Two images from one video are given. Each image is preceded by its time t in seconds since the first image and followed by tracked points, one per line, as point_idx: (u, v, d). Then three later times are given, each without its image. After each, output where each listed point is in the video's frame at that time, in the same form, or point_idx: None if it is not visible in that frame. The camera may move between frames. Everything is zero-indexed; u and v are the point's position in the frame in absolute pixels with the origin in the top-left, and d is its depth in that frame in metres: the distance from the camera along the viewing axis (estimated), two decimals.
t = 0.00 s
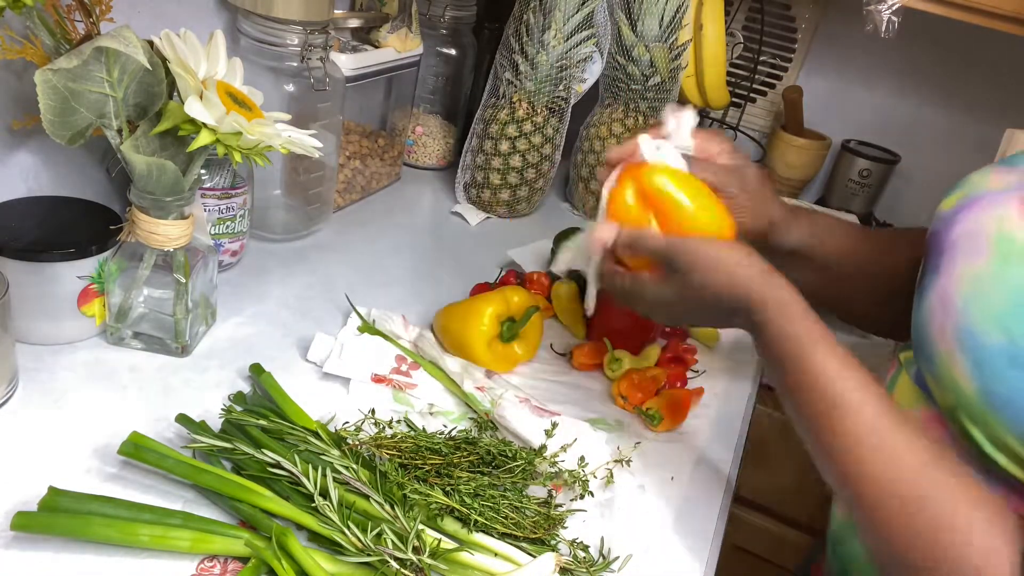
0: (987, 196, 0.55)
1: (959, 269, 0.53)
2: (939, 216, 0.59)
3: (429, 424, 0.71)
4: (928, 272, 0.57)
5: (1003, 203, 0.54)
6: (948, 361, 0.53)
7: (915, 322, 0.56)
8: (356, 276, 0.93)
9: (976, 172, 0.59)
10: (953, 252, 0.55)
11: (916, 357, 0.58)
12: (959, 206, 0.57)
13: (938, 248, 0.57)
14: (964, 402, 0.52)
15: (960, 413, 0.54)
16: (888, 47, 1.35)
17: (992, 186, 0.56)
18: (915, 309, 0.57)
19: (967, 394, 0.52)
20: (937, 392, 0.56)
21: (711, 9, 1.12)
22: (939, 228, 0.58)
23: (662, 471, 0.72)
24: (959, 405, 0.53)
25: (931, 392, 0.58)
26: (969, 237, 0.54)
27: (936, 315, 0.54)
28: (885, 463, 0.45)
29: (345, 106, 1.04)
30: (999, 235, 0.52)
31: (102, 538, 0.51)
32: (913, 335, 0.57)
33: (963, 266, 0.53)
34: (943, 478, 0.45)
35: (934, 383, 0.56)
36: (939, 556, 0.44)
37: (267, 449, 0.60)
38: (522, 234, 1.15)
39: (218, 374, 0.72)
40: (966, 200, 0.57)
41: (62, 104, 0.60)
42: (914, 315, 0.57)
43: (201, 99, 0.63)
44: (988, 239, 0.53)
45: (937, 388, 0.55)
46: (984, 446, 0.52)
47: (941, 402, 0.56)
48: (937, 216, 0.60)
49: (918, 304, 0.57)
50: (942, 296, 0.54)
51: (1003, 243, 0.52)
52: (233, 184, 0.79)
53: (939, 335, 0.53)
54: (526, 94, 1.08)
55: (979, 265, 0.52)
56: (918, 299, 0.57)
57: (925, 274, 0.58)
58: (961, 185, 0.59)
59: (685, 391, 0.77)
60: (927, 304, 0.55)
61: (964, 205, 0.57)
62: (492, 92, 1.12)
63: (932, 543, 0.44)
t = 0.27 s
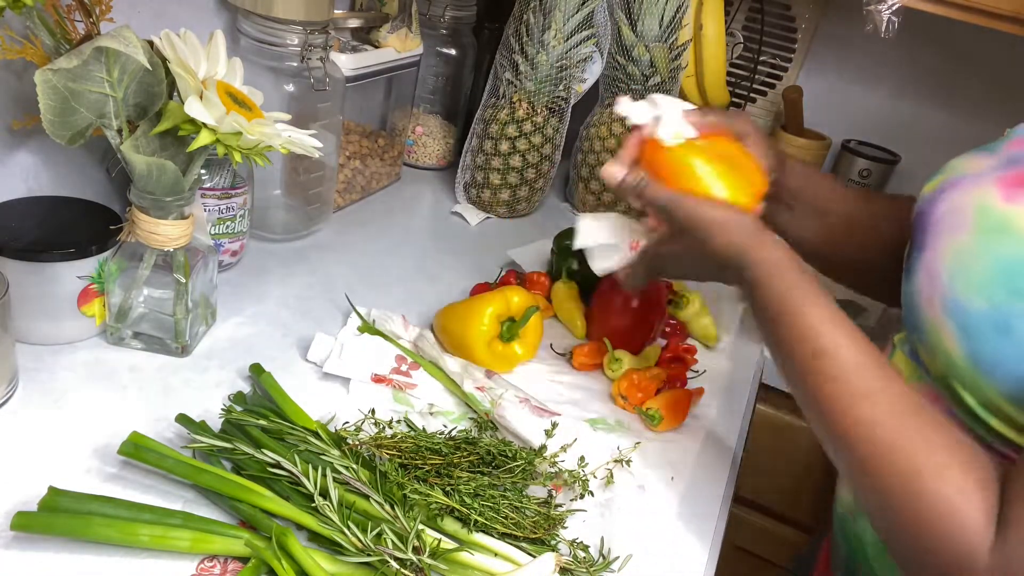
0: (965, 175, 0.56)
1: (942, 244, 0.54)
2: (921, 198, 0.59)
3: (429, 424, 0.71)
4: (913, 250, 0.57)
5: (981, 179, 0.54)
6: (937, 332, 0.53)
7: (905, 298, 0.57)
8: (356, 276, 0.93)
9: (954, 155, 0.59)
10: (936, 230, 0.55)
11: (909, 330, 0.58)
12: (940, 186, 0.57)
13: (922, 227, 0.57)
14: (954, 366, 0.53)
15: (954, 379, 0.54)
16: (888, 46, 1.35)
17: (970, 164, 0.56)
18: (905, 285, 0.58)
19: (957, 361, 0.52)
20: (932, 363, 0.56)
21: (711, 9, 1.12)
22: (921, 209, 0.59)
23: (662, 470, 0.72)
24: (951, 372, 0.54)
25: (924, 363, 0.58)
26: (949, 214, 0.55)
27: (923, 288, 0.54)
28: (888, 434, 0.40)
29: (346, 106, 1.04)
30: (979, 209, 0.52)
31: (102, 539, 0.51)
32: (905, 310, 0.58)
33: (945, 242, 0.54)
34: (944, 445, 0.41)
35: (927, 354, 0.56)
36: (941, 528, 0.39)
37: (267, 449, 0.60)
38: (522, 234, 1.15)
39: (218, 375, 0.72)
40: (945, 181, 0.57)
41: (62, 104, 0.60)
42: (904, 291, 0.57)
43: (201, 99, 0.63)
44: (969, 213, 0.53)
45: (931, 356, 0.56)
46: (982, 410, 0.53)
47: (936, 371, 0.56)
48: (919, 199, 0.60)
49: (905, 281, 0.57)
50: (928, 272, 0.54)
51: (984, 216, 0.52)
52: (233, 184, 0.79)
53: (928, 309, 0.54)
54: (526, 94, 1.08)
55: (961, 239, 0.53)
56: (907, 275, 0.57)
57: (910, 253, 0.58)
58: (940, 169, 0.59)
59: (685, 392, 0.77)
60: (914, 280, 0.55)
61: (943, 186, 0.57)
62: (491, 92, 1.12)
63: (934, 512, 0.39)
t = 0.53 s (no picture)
0: (962, 175, 0.56)
1: (938, 243, 0.54)
2: (919, 198, 0.59)
3: (429, 425, 0.71)
4: (910, 251, 0.57)
5: (978, 179, 0.54)
6: (930, 332, 0.53)
7: (901, 298, 0.57)
8: (356, 276, 0.93)
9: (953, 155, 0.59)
10: (932, 229, 0.55)
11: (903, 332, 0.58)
12: (936, 187, 0.57)
13: (919, 228, 0.57)
14: (948, 367, 0.52)
15: (945, 379, 0.54)
16: (888, 46, 1.35)
17: (967, 165, 0.56)
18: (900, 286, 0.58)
19: (951, 362, 0.52)
20: (925, 365, 0.56)
21: (711, 9, 1.12)
22: (919, 208, 0.59)
23: (663, 470, 0.72)
24: (944, 372, 0.53)
25: (916, 362, 0.58)
26: (945, 214, 0.54)
27: (918, 290, 0.54)
28: (875, 471, 0.43)
29: (346, 106, 1.04)
30: (973, 208, 0.52)
31: (102, 539, 0.51)
32: (900, 311, 0.58)
33: (941, 242, 0.54)
34: (936, 464, 0.42)
35: (920, 355, 0.56)
36: (949, 556, 0.41)
37: (267, 449, 0.60)
38: (522, 234, 1.15)
39: (218, 375, 0.72)
40: (940, 181, 0.57)
41: (62, 104, 0.60)
42: (900, 292, 0.57)
43: (201, 99, 0.63)
44: (965, 212, 0.53)
45: (923, 356, 0.55)
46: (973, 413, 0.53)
47: (927, 371, 0.56)
48: (917, 200, 0.60)
49: (901, 281, 0.57)
50: (922, 272, 0.54)
51: (978, 216, 0.52)
52: (233, 184, 0.79)
53: (921, 308, 0.53)
54: (526, 94, 1.08)
55: (956, 239, 0.52)
56: (902, 276, 0.57)
57: (906, 254, 0.58)
58: (938, 171, 0.60)
59: (686, 392, 0.77)
60: (909, 280, 0.55)
61: (940, 186, 0.57)
62: (491, 92, 1.12)
63: (939, 538, 0.41)
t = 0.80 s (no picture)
0: (965, 195, 0.56)
1: (947, 271, 0.54)
2: (916, 217, 0.59)
3: (429, 425, 0.71)
4: (910, 275, 0.57)
5: (984, 203, 0.54)
6: (942, 366, 0.53)
7: (903, 325, 0.57)
8: (356, 276, 0.93)
9: (948, 172, 0.59)
10: (938, 254, 0.55)
11: (905, 359, 0.59)
12: (936, 208, 0.57)
13: (920, 249, 0.57)
14: (960, 404, 0.53)
15: (952, 413, 0.55)
16: (888, 46, 1.35)
17: (970, 184, 0.56)
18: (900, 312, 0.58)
19: (962, 396, 0.52)
20: (932, 397, 0.56)
21: (711, 9, 1.12)
22: (917, 228, 0.58)
23: (663, 470, 0.72)
24: (955, 408, 0.54)
25: (919, 392, 0.58)
26: (952, 240, 0.54)
27: (925, 319, 0.54)
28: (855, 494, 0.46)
29: (345, 106, 1.04)
30: (985, 236, 0.53)
31: (101, 539, 0.51)
32: (902, 340, 0.58)
33: (950, 270, 0.54)
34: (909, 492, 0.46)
35: (928, 388, 0.56)
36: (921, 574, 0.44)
37: (267, 449, 0.60)
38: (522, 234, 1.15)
39: (218, 375, 0.72)
40: (942, 202, 0.57)
41: (62, 104, 0.60)
42: (902, 318, 0.57)
43: (201, 99, 0.63)
44: (974, 240, 0.53)
45: (931, 388, 0.56)
46: (983, 449, 0.54)
47: (933, 403, 0.57)
48: (914, 217, 0.60)
49: (903, 307, 0.57)
50: (930, 300, 0.54)
51: (991, 244, 0.52)
52: (233, 184, 0.79)
53: (931, 339, 0.54)
54: (526, 94, 1.08)
55: (967, 267, 0.53)
56: (904, 302, 0.57)
57: (905, 278, 0.58)
58: (932, 188, 0.59)
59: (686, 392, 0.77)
60: (915, 310, 0.55)
61: (941, 207, 0.57)
62: (491, 92, 1.12)
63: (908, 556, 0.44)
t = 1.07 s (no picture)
0: (977, 200, 0.53)
1: (955, 283, 0.51)
2: (921, 223, 0.56)
3: (429, 425, 0.71)
4: (914, 285, 0.54)
5: (998, 213, 0.51)
6: (944, 387, 0.51)
7: (904, 341, 0.54)
8: (356, 276, 0.93)
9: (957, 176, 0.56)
10: (945, 265, 0.52)
11: (904, 379, 0.56)
12: (945, 215, 0.54)
13: (925, 258, 0.54)
14: (961, 426, 0.51)
15: (955, 439, 0.52)
16: (888, 47, 1.35)
17: (980, 188, 0.53)
18: (901, 326, 0.55)
19: (967, 422, 0.50)
20: (932, 420, 0.54)
21: (711, 9, 1.12)
22: (923, 235, 0.55)
23: (663, 471, 0.72)
24: (958, 433, 0.51)
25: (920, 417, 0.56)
26: (961, 251, 0.52)
27: (929, 336, 0.52)
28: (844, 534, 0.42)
29: (345, 106, 1.04)
30: (998, 248, 0.50)
31: (101, 539, 0.51)
32: (902, 358, 0.55)
33: (958, 282, 0.51)
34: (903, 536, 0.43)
35: (928, 409, 0.54)
36: None
37: (267, 449, 0.60)
38: (522, 234, 1.15)
39: (218, 375, 0.72)
40: (951, 208, 0.54)
41: (62, 104, 0.60)
42: (902, 333, 0.55)
43: (201, 99, 0.63)
44: (985, 252, 0.51)
45: (931, 409, 0.53)
46: (984, 478, 0.51)
47: (934, 429, 0.54)
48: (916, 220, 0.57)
49: (905, 321, 0.54)
50: (936, 316, 0.51)
51: (1003, 257, 0.50)
52: (234, 184, 0.79)
53: (935, 358, 0.51)
54: (526, 94, 1.08)
55: (977, 281, 0.50)
56: (906, 314, 0.54)
57: (907, 287, 0.55)
58: (942, 192, 0.56)
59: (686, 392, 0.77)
60: (919, 325, 0.53)
61: (951, 213, 0.53)
62: (491, 92, 1.12)
63: None
